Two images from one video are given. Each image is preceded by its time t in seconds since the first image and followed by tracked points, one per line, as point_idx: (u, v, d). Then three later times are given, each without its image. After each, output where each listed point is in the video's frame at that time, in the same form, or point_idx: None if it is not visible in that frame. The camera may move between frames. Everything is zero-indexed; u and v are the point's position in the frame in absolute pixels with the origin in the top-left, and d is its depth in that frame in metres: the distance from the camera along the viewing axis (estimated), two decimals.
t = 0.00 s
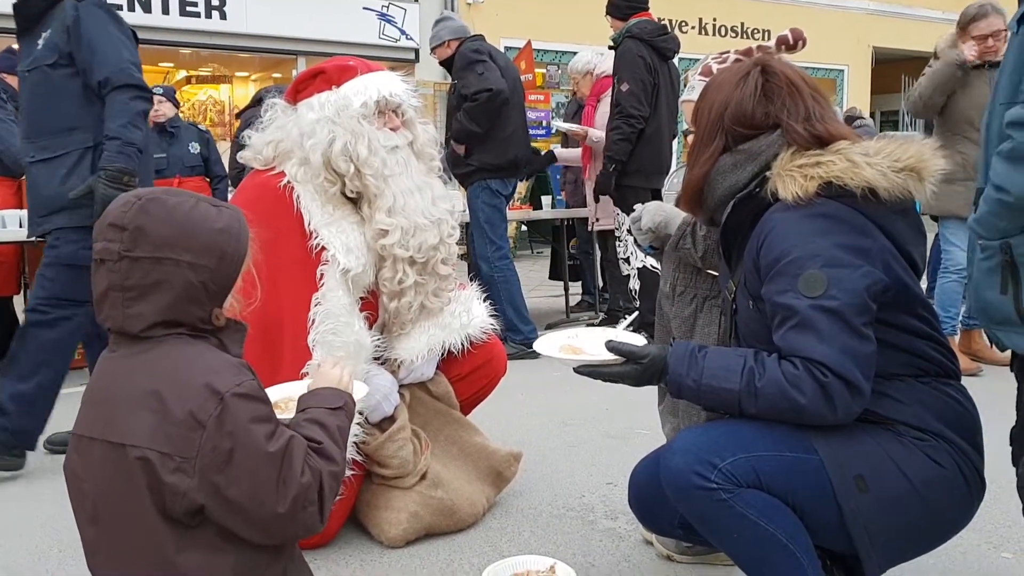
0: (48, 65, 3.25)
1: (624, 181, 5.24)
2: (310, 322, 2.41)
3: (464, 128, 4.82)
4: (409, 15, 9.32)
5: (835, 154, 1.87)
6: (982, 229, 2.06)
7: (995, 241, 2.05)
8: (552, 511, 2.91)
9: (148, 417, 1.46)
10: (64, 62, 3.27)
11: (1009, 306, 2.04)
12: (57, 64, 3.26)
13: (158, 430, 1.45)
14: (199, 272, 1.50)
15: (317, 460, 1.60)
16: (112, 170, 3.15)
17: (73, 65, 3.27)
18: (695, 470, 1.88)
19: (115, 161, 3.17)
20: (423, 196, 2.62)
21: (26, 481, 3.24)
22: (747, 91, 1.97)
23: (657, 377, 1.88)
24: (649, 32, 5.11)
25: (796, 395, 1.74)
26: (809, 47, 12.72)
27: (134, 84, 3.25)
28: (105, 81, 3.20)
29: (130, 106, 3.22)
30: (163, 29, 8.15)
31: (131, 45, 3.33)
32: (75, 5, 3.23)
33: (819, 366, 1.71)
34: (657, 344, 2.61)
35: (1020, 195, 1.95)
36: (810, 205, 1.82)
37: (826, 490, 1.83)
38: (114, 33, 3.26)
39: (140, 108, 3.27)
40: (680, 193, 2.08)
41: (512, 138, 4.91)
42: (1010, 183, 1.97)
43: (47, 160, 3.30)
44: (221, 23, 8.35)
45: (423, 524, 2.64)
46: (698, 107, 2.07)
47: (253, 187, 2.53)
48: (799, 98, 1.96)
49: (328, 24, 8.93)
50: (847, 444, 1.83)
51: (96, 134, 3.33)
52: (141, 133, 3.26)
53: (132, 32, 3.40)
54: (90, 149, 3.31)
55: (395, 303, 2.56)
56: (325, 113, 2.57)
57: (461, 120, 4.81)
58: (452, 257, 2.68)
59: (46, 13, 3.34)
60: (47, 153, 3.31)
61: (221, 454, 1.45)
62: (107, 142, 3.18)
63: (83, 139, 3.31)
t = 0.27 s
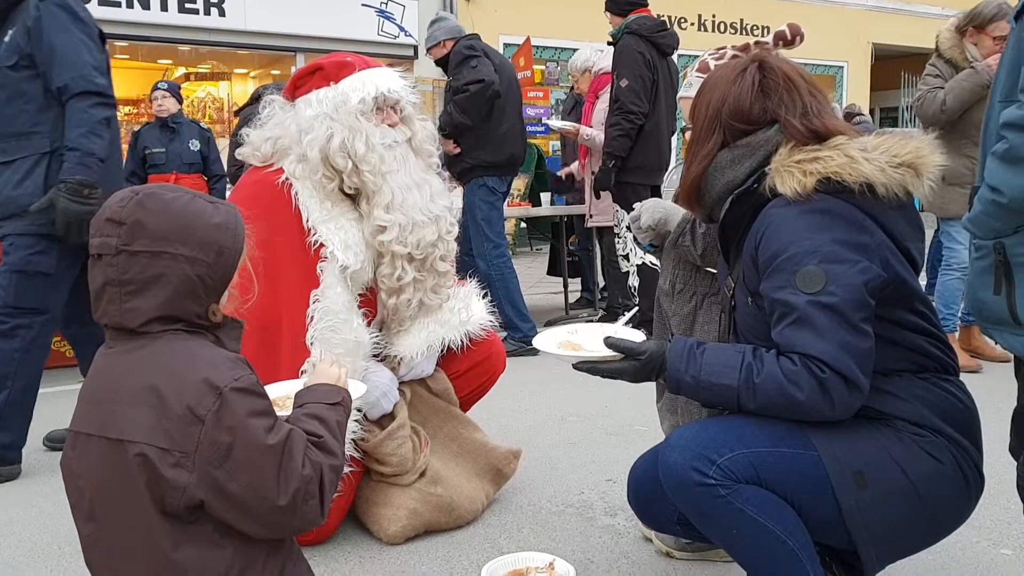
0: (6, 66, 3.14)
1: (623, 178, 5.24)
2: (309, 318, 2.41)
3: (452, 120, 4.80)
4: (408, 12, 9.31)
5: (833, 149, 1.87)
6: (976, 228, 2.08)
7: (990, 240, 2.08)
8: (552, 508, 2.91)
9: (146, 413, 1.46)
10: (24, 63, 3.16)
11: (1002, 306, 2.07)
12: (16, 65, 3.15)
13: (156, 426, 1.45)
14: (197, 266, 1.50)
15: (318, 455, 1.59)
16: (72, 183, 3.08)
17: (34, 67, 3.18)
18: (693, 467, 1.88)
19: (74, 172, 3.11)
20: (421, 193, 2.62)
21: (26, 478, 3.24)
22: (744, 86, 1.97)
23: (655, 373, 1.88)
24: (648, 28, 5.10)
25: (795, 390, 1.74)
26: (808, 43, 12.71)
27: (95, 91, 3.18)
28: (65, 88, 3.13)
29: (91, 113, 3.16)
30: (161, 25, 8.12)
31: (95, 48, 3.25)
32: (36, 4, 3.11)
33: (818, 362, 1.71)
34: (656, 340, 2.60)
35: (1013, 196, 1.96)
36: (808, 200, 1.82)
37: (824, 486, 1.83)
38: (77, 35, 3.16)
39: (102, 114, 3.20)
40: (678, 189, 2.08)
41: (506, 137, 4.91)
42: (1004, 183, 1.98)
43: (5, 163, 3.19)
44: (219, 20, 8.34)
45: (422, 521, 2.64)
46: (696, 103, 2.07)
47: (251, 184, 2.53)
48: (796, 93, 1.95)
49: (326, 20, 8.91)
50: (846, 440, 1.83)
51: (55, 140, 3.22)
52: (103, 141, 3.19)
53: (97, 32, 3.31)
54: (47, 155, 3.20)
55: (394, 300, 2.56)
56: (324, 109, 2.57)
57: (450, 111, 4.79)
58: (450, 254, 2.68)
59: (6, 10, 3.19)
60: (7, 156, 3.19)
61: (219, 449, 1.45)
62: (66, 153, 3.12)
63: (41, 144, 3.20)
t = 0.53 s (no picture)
0: None
1: (622, 174, 5.23)
2: (309, 315, 2.41)
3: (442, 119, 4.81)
4: (407, 9, 9.27)
5: (829, 145, 1.87)
6: (966, 221, 2.09)
7: (980, 234, 2.09)
8: (551, 505, 2.91)
9: (145, 409, 1.46)
10: None
11: (991, 297, 2.08)
12: None
13: (154, 423, 1.45)
14: (195, 262, 1.50)
15: (315, 452, 1.59)
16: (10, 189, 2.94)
17: None
18: (691, 464, 1.88)
19: (14, 179, 2.96)
20: (419, 189, 2.61)
21: (24, 477, 3.23)
22: (741, 83, 1.96)
23: (654, 371, 1.88)
24: (646, 24, 5.09)
25: (793, 386, 1.74)
26: (807, 39, 12.69)
27: (45, 93, 3.04)
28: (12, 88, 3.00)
29: (40, 116, 3.02)
30: (159, 23, 8.05)
31: (52, 47, 3.11)
32: None
33: (817, 358, 1.71)
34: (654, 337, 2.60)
35: (1004, 191, 1.96)
36: (806, 196, 1.82)
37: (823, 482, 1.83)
38: (31, 33, 3.01)
39: (52, 118, 3.06)
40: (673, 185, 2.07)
41: (499, 130, 4.89)
42: (996, 179, 1.98)
43: None
44: (217, 18, 8.30)
45: (422, 518, 2.64)
46: (691, 99, 2.06)
47: (248, 182, 2.52)
48: (793, 89, 1.95)
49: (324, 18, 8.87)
50: (844, 436, 1.83)
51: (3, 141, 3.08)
52: (50, 147, 3.05)
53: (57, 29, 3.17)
54: None
55: (392, 297, 2.56)
56: (322, 106, 2.56)
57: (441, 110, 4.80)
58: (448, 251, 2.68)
59: None
60: None
61: (218, 445, 1.45)
62: (9, 158, 2.97)
63: None
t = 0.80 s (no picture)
0: None
1: (621, 173, 5.23)
2: (310, 313, 2.41)
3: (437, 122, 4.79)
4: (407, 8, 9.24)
5: (829, 145, 1.87)
6: (967, 219, 2.09)
7: (979, 231, 2.10)
8: (550, 504, 2.91)
9: (143, 409, 1.47)
10: None
11: (992, 292, 2.09)
12: None
13: (153, 422, 1.46)
14: (193, 260, 1.50)
15: (313, 452, 1.59)
16: None
17: None
18: (687, 463, 1.88)
19: None
20: (419, 187, 2.62)
21: (22, 477, 3.23)
22: (752, 79, 1.96)
23: (651, 369, 1.88)
24: (645, 24, 5.10)
25: (791, 386, 1.75)
26: (807, 38, 12.69)
27: (14, 91, 2.98)
28: None
29: (6, 114, 2.96)
30: (158, 22, 8.04)
31: (25, 44, 3.06)
32: None
33: (815, 359, 1.72)
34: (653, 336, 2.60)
35: (1007, 189, 1.97)
36: (804, 197, 1.81)
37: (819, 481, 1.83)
38: (5, 27, 2.96)
39: (17, 115, 3.01)
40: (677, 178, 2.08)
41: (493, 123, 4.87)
42: (998, 177, 1.99)
43: None
44: (217, 17, 8.30)
45: (420, 518, 2.64)
46: (699, 92, 2.06)
47: (247, 181, 2.52)
48: (803, 89, 1.96)
49: (324, 17, 8.86)
50: (840, 435, 1.83)
51: None
52: (14, 146, 2.99)
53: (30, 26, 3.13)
54: None
55: (391, 295, 2.57)
56: (323, 105, 2.57)
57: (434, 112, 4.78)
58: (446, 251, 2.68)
59: None
60: None
61: (216, 444, 1.45)
62: None
63: None
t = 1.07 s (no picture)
0: None
1: (620, 172, 5.23)
2: (309, 312, 2.41)
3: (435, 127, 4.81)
4: (405, 8, 9.27)
5: (831, 142, 1.88)
6: (966, 218, 2.09)
7: (977, 230, 2.10)
8: (549, 504, 2.91)
9: (142, 409, 1.46)
10: None
11: (990, 291, 2.09)
12: None
13: (151, 423, 1.45)
14: (190, 260, 1.50)
15: (312, 454, 1.59)
16: None
17: None
18: (686, 463, 1.88)
19: None
20: (420, 187, 2.61)
21: (20, 477, 3.23)
22: (755, 78, 1.96)
23: (652, 367, 1.88)
24: (644, 23, 5.10)
25: (792, 388, 1.74)
26: (806, 38, 12.69)
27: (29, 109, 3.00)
28: None
29: (23, 132, 2.97)
30: (156, 22, 8.02)
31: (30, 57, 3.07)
32: None
33: (817, 360, 1.71)
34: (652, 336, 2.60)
35: (1006, 188, 1.97)
36: (809, 194, 1.82)
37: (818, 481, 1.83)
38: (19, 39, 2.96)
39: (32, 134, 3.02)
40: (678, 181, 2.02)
41: (487, 120, 4.88)
42: (997, 176, 1.98)
43: None
44: (215, 16, 8.29)
45: (418, 518, 2.64)
46: (692, 94, 2.01)
47: (246, 181, 2.51)
48: (798, 85, 1.99)
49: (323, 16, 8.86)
50: (840, 436, 1.83)
51: None
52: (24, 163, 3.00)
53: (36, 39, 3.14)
54: None
55: (393, 295, 2.56)
56: (326, 104, 2.56)
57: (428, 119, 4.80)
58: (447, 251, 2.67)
59: None
60: None
61: (216, 445, 1.45)
62: None
63: None
